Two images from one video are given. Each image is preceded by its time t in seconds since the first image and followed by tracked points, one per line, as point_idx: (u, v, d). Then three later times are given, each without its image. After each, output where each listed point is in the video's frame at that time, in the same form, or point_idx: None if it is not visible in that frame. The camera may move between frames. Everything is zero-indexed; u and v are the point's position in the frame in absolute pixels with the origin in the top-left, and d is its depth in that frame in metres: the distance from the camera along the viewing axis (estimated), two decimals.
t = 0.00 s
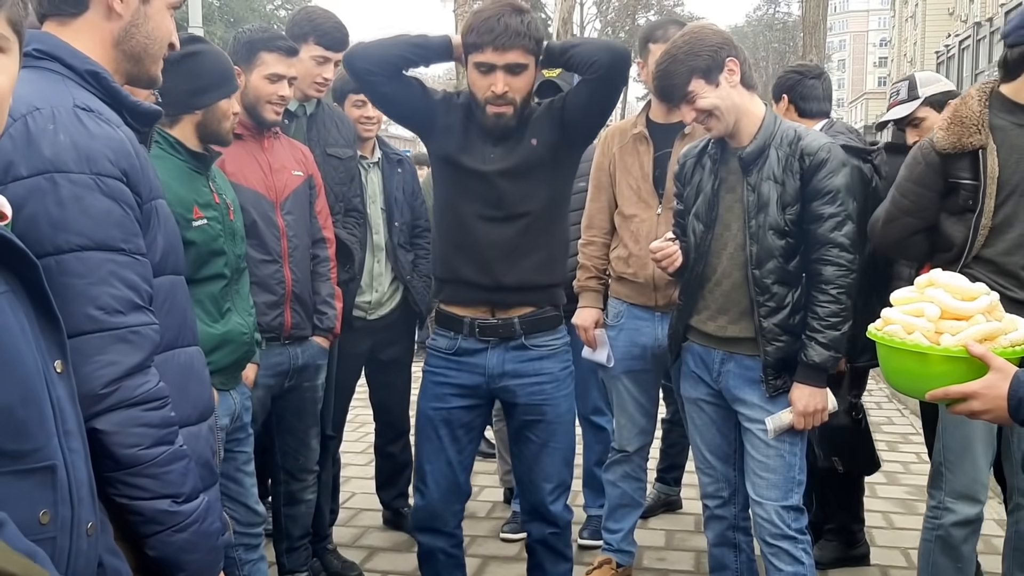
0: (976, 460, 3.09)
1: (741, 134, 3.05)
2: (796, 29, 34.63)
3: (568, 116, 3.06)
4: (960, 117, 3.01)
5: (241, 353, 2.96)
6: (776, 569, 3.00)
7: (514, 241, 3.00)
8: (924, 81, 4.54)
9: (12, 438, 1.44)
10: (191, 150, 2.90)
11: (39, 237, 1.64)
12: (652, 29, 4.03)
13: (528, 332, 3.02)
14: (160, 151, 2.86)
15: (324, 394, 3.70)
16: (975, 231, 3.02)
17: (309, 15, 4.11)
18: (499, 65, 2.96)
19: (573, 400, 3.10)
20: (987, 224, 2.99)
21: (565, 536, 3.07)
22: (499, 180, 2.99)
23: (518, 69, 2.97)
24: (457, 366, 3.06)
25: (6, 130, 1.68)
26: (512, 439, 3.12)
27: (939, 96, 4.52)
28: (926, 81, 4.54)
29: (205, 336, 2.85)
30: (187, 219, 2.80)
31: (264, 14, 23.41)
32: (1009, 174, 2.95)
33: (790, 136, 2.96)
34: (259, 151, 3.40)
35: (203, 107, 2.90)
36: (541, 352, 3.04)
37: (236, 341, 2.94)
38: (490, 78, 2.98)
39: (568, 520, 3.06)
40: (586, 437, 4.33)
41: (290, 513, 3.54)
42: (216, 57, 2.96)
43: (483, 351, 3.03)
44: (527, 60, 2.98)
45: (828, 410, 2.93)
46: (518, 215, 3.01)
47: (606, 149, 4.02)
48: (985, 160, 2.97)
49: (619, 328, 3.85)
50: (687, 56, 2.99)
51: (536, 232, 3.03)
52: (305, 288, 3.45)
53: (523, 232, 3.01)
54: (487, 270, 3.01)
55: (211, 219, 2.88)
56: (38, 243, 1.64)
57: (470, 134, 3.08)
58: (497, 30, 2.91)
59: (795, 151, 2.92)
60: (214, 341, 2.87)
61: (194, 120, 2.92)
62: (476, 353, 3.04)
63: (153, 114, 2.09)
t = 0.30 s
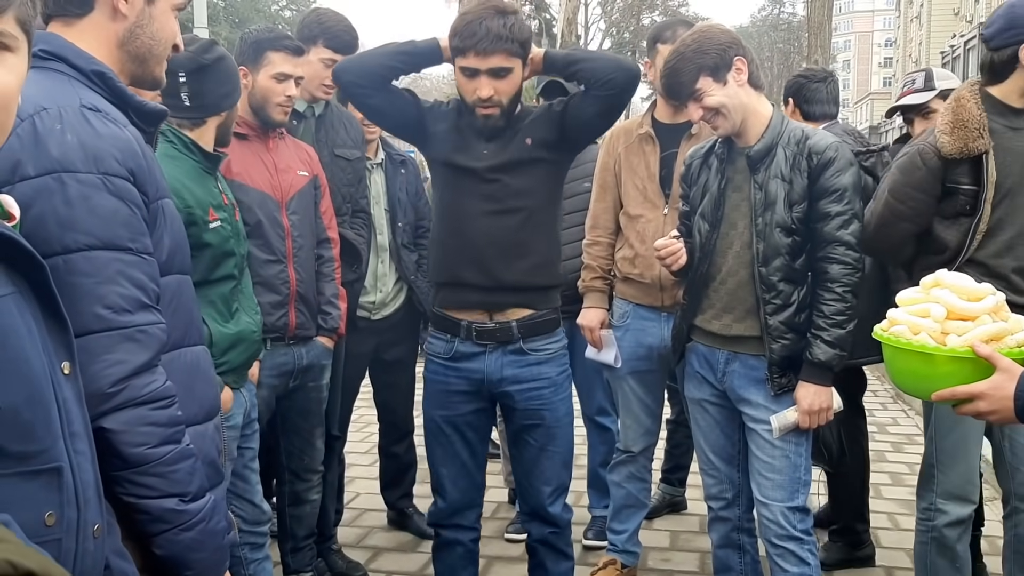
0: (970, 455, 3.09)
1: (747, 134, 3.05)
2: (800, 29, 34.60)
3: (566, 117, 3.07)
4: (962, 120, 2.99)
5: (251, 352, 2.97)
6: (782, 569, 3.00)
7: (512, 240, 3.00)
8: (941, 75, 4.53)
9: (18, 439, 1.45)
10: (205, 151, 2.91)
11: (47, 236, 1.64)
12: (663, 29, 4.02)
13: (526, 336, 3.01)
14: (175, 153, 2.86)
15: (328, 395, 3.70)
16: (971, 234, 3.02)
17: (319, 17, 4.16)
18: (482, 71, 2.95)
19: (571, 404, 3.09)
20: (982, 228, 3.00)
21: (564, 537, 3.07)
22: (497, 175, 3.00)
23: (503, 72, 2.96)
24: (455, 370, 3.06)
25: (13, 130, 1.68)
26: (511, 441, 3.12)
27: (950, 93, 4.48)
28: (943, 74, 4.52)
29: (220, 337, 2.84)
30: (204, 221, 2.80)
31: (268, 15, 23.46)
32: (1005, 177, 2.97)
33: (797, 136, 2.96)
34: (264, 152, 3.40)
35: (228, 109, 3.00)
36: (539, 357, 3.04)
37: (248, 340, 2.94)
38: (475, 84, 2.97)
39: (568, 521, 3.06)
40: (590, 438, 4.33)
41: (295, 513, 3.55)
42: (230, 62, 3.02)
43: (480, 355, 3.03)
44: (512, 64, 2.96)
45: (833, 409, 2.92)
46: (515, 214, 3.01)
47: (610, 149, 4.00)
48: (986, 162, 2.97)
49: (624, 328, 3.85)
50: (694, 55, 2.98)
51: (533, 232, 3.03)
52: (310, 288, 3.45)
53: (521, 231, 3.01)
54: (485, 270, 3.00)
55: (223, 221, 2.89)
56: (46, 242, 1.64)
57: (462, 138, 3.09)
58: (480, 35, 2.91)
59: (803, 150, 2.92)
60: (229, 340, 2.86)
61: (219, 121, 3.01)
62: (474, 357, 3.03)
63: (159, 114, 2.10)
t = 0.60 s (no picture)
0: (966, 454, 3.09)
1: (747, 134, 3.04)
2: (804, 30, 34.56)
3: (549, 127, 3.10)
4: (948, 123, 3.10)
5: (257, 353, 2.98)
6: (786, 569, 3.01)
7: (508, 248, 3.01)
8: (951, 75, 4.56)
9: (24, 441, 1.46)
10: (213, 154, 2.93)
11: (50, 238, 1.65)
12: (660, 31, 4.03)
13: (521, 331, 3.03)
14: (184, 155, 2.88)
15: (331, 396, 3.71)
16: (960, 236, 3.11)
17: (329, 21, 4.16)
18: (473, 80, 2.93)
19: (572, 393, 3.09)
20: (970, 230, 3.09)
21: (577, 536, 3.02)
22: (491, 197, 3.00)
23: (494, 81, 2.94)
24: (454, 370, 3.07)
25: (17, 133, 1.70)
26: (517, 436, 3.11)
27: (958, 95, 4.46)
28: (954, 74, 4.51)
29: (229, 338, 2.85)
30: (211, 224, 2.80)
31: (272, 17, 23.49)
32: (989, 181, 3.10)
33: (796, 137, 2.96)
34: (268, 154, 3.41)
35: (233, 111, 3.03)
36: (534, 347, 3.04)
37: (255, 341, 2.95)
38: (466, 92, 2.95)
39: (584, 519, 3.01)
40: (593, 439, 4.34)
41: (298, 514, 3.55)
42: (235, 66, 3.05)
43: (477, 352, 3.03)
44: (503, 72, 2.94)
45: (835, 408, 2.92)
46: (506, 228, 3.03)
47: (613, 149, 4.02)
48: (972, 165, 3.09)
49: (625, 329, 3.85)
50: (695, 56, 2.99)
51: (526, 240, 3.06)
52: (313, 290, 3.46)
53: (513, 245, 3.02)
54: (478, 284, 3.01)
55: (230, 223, 2.89)
56: (49, 244, 1.65)
57: (452, 147, 3.08)
58: (471, 45, 2.88)
59: (803, 150, 2.92)
60: (236, 341, 2.87)
61: (224, 123, 3.02)
62: (471, 355, 3.04)
63: (161, 117, 2.11)
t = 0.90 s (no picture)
0: (963, 452, 3.08)
1: (752, 135, 3.04)
2: (807, 31, 34.53)
3: (567, 125, 3.08)
4: (939, 123, 3.11)
5: (261, 354, 2.98)
6: (789, 569, 3.01)
7: (520, 256, 3.01)
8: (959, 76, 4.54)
9: (32, 442, 1.46)
10: (218, 155, 2.93)
11: (52, 240, 1.65)
12: (655, 33, 4.01)
13: (536, 336, 3.03)
14: (189, 155, 2.88)
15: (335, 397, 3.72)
16: (952, 236, 3.12)
17: (337, 26, 4.12)
18: (489, 86, 2.94)
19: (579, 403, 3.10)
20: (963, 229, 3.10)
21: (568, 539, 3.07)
22: (504, 205, 3.00)
23: (510, 86, 2.94)
24: (466, 368, 3.07)
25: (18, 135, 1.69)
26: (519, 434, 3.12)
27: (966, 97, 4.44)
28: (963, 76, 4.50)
29: (232, 339, 2.85)
30: (216, 225, 2.80)
31: (276, 17, 23.51)
32: (984, 182, 3.11)
33: (801, 136, 2.97)
34: (271, 155, 3.41)
35: (239, 112, 3.02)
36: (548, 355, 3.05)
37: (258, 342, 2.95)
38: (481, 98, 2.95)
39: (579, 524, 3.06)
40: (596, 440, 4.34)
41: (301, 514, 3.56)
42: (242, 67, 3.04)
43: (491, 353, 3.04)
44: (519, 78, 2.95)
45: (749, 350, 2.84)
46: (522, 233, 3.01)
47: (613, 150, 4.02)
48: (964, 165, 3.09)
49: (626, 329, 3.85)
50: (699, 58, 2.99)
51: (538, 245, 3.03)
52: (317, 291, 3.46)
53: (530, 250, 3.02)
54: (490, 287, 3.02)
55: (235, 224, 2.89)
56: (51, 246, 1.65)
57: (468, 150, 3.09)
58: (487, 51, 2.88)
59: (808, 149, 2.93)
60: (240, 342, 2.87)
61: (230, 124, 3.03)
62: (485, 355, 3.04)
63: (162, 118, 2.11)
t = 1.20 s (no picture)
0: (965, 454, 3.08)
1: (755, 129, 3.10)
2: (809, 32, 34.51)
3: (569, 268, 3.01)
4: (937, 125, 3.16)
5: (263, 356, 2.99)
6: (789, 570, 3.02)
7: (522, 366, 3.04)
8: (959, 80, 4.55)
9: (39, 442, 1.48)
10: (220, 158, 2.95)
11: (52, 244, 1.66)
12: (654, 36, 4.01)
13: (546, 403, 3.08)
14: (191, 159, 2.89)
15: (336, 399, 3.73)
16: (951, 236, 3.15)
17: (342, 30, 4.08)
18: (490, 219, 2.84)
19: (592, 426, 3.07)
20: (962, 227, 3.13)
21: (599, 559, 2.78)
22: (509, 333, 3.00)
23: (512, 218, 2.85)
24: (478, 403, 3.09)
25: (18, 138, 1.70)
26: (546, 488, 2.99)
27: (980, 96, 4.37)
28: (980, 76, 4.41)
29: (234, 341, 2.87)
30: (218, 227, 2.82)
31: (277, 19, 23.54)
32: (985, 184, 3.10)
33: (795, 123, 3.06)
34: (274, 157, 3.43)
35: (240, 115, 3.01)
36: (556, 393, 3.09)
37: (261, 344, 2.97)
38: (483, 231, 2.88)
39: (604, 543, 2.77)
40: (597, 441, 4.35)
41: (304, 516, 3.57)
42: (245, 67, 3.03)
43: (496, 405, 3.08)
44: (522, 208, 2.86)
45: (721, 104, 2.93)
46: (532, 348, 3.03)
47: (613, 150, 4.03)
48: (959, 168, 3.12)
49: (626, 330, 3.86)
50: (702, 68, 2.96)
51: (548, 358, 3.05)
52: (319, 293, 3.48)
53: (537, 362, 3.04)
54: (499, 388, 3.06)
55: (238, 227, 2.90)
56: (51, 250, 1.66)
57: (468, 285, 3.03)
58: (485, 188, 2.78)
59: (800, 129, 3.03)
60: (242, 344, 2.89)
61: (229, 126, 3.03)
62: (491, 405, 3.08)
63: (164, 122, 2.12)
